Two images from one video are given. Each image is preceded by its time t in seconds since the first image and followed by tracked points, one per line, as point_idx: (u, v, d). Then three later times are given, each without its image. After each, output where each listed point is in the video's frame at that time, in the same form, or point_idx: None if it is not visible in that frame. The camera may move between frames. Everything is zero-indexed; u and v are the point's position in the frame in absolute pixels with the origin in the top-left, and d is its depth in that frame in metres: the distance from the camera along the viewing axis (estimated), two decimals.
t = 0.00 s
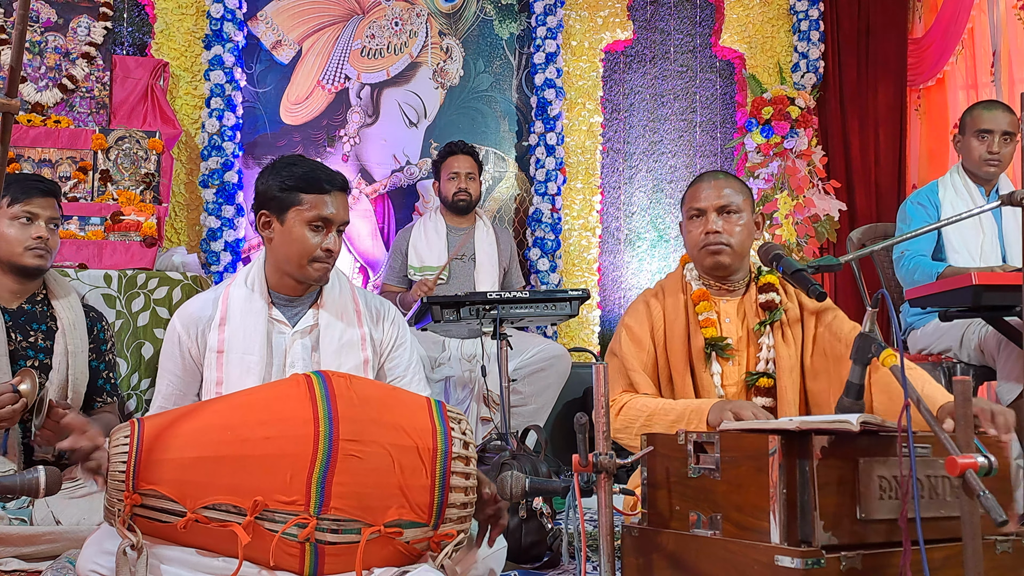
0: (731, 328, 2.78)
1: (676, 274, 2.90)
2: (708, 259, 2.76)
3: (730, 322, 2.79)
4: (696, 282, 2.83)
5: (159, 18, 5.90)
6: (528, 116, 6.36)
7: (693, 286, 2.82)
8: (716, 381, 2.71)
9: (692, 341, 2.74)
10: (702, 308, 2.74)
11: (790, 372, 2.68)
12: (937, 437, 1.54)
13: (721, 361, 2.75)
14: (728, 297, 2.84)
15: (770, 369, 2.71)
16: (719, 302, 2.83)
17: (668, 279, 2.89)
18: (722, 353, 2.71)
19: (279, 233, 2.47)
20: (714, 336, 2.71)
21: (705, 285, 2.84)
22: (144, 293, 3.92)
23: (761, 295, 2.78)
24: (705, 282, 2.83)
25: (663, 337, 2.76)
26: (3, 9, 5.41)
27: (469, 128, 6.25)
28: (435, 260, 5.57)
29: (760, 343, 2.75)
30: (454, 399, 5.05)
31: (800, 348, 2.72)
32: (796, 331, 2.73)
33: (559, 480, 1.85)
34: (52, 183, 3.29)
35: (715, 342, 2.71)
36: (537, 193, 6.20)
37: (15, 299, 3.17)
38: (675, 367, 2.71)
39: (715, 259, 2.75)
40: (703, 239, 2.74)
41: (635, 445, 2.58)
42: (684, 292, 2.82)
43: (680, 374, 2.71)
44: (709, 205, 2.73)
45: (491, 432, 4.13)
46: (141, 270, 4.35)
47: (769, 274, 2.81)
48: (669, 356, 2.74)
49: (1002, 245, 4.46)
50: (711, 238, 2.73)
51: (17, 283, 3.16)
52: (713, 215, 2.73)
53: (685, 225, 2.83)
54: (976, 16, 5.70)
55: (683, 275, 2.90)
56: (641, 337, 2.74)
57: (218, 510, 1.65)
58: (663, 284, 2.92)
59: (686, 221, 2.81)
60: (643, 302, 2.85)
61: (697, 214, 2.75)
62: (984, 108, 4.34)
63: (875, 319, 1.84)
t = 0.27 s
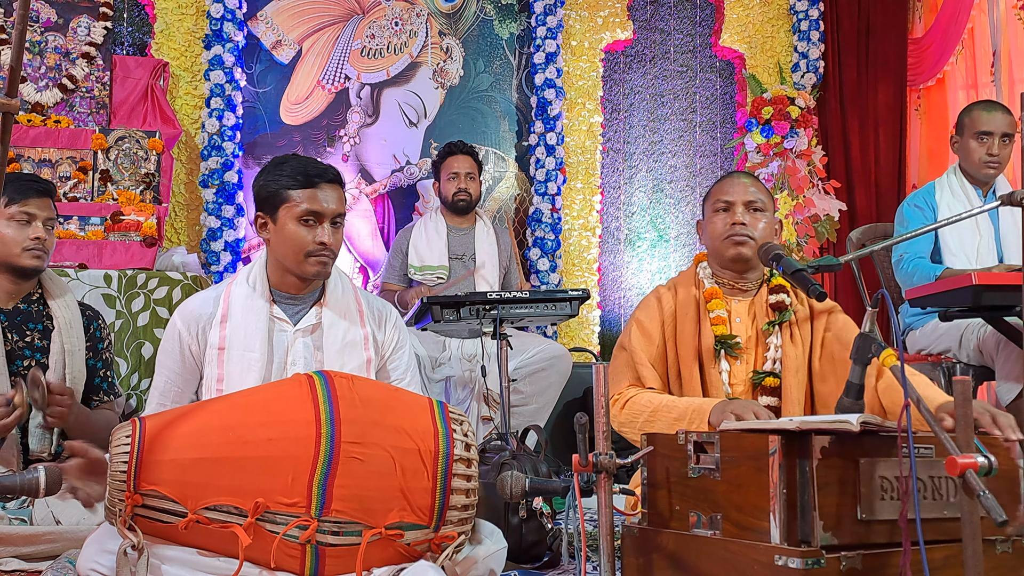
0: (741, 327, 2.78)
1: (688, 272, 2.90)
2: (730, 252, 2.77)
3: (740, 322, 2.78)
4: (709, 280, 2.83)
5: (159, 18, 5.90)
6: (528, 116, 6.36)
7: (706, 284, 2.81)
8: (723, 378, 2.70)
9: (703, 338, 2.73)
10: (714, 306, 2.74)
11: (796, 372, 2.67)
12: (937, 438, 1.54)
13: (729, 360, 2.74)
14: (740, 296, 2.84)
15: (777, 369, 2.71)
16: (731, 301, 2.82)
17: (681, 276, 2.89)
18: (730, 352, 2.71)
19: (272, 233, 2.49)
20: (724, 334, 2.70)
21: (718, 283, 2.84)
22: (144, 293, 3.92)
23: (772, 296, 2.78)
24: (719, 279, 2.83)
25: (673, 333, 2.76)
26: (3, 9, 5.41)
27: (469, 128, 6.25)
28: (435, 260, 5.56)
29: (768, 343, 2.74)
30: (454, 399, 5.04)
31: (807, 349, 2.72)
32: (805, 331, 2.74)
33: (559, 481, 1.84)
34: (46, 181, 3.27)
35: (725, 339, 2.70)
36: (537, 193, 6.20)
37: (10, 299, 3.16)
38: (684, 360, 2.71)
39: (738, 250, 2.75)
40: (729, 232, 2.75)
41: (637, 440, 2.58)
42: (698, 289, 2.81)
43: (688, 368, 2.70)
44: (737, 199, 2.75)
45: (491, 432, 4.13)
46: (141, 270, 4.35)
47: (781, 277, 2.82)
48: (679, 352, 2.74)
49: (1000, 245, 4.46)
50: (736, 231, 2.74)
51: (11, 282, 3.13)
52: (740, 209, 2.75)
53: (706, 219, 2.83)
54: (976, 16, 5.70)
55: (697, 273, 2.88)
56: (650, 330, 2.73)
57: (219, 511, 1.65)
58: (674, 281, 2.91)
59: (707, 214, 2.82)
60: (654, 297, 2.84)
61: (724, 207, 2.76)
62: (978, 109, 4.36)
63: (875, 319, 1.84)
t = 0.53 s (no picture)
0: (752, 328, 2.78)
1: (703, 270, 2.89)
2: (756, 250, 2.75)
3: (751, 323, 2.79)
4: (723, 279, 2.83)
5: (159, 18, 5.90)
6: (528, 116, 6.36)
7: (721, 283, 2.81)
8: (731, 379, 2.71)
9: (712, 338, 2.72)
10: (725, 305, 2.75)
11: (806, 375, 2.68)
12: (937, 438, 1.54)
13: (738, 360, 2.75)
14: (753, 297, 2.83)
15: (786, 372, 2.72)
16: (743, 303, 2.82)
17: (695, 272, 2.90)
18: (740, 352, 2.72)
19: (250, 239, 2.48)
20: (734, 334, 2.71)
21: (731, 283, 2.84)
22: (144, 293, 3.92)
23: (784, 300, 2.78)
24: (735, 279, 2.82)
25: (683, 327, 2.76)
26: (3, 9, 5.41)
27: (469, 128, 6.25)
28: (436, 260, 5.55)
29: (777, 345, 2.76)
30: (454, 399, 5.04)
31: (818, 354, 2.73)
32: (816, 335, 2.74)
33: (559, 480, 1.84)
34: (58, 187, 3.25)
35: (735, 339, 2.71)
36: (537, 193, 6.21)
37: (7, 298, 3.12)
38: (692, 351, 2.71)
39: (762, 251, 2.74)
40: (759, 231, 2.74)
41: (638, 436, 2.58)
42: (711, 288, 2.81)
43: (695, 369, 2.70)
44: (771, 201, 2.75)
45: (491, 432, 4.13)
46: (141, 270, 4.35)
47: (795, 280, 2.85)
48: (687, 344, 2.74)
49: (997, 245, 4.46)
50: (767, 232, 2.73)
51: (10, 281, 3.10)
52: (772, 211, 2.75)
53: (734, 218, 2.81)
54: (976, 16, 5.70)
55: (710, 273, 2.88)
56: (659, 325, 2.73)
57: (219, 510, 1.65)
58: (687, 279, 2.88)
59: (736, 211, 2.81)
60: (666, 291, 2.83)
61: (757, 207, 2.75)
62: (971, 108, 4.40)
63: (875, 319, 1.84)
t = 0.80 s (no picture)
0: (758, 326, 2.79)
1: (710, 267, 2.89)
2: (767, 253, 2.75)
3: (757, 322, 2.80)
4: (729, 278, 2.82)
5: (159, 18, 5.90)
6: (528, 116, 6.36)
7: (727, 281, 2.81)
8: (737, 378, 2.71)
9: (718, 334, 2.72)
10: (731, 304, 2.74)
11: (813, 376, 2.67)
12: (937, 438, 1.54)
13: (744, 359, 2.76)
14: (759, 297, 2.85)
15: (793, 372, 2.71)
16: (749, 301, 2.84)
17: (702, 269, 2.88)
18: (746, 351, 2.73)
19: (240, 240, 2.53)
20: (740, 332, 2.72)
21: (738, 282, 2.83)
22: (144, 293, 3.91)
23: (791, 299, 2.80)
24: (742, 279, 2.82)
25: (689, 325, 2.75)
26: (3, 9, 5.41)
27: (469, 128, 6.25)
28: (436, 260, 5.55)
29: (784, 344, 2.76)
30: (454, 399, 5.04)
31: (825, 355, 2.71)
32: (822, 336, 2.72)
33: (559, 480, 1.85)
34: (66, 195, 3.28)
35: (741, 339, 2.73)
36: (537, 193, 6.21)
37: (11, 299, 3.12)
38: (698, 348, 2.70)
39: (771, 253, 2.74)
40: (771, 233, 2.74)
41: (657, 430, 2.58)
42: (717, 286, 2.79)
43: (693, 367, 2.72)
44: (783, 203, 2.75)
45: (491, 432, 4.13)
46: (140, 271, 4.35)
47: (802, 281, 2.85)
48: (693, 340, 2.73)
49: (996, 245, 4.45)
50: (779, 234, 2.73)
51: (13, 282, 3.10)
52: (785, 213, 2.76)
53: (746, 218, 2.81)
54: (976, 16, 5.69)
55: (717, 271, 2.87)
56: (667, 321, 2.72)
57: (218, 511, 1.65)
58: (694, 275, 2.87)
59: (748, 211, 2.81)
60: (672, 288, 2.82)
61: (769, 209, 2.75)
62: (979, 109, 4.35)
63: (875, 318, 1.84)
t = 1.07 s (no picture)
0: (754, 326, 2.79)
1: (704, 267, 2.89)
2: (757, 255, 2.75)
3: (753, 321, 2.79)
4: (724, 278, 2.83)
5: (159, 18, 5.90)
6: (528, 116, 6.36)
7: (722, 281, 2.81)
8: (734, 378, 2.71)
9: (713, 335, 2.73)
10: (727, 304, 2.75)
11: (810, 375, 2.68)
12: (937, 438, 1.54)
13: (741, 359, 2.75)
14: (755, 297, 2.84)
15: (789, 371, 2.71)
16: (744, 301, 2.83)
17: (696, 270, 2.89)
18: (742, 351, 2.72)
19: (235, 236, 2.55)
20: (736, 333, 2.72)
21: (733, 282, 2.84)
22: (144, 293, 3.92)
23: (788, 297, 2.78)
24: (736, 279, 2.82)
25: (684, 327, 2.76)
26: (3, 9, 5.41)
27: (469, 128, 6.25)
28: (436, 260, 5.57)
29: (781, 344, 2.76)
30: (454, 399, 5.04)
31: (820, 352, 2.72)
32: (818, 335, 2.74)
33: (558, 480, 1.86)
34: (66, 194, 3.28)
35: (737, 339, 2.72)
36: (537, 193, 6.21)
37: (12, 299, 3.12)
38: (693, 350, 2.71)
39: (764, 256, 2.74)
40: (761, 234, 2.73)
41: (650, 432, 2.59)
42: (710, 288, 2.80)
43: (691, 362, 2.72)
44: (773, 204, 2.75)
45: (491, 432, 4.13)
46: (141, 271, 4.35)
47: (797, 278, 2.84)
48: (688, 343, 2.74)
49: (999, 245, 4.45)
50: (769, 235, 2.73)
51: (15, 282, 3.10)
52: (775, 214, 2.75)
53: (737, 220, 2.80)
54: (976, 16, 5.68)
55: (711, 271, 2.87)
56: (661, 324, 2.73)
57: (219, 511, 1.65)
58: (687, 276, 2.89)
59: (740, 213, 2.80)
60: (667, 290, 2.83)
61: (760, 210, 2.74)
62: (991, 109, 4.30)
63: (874, 319, 1.84)
